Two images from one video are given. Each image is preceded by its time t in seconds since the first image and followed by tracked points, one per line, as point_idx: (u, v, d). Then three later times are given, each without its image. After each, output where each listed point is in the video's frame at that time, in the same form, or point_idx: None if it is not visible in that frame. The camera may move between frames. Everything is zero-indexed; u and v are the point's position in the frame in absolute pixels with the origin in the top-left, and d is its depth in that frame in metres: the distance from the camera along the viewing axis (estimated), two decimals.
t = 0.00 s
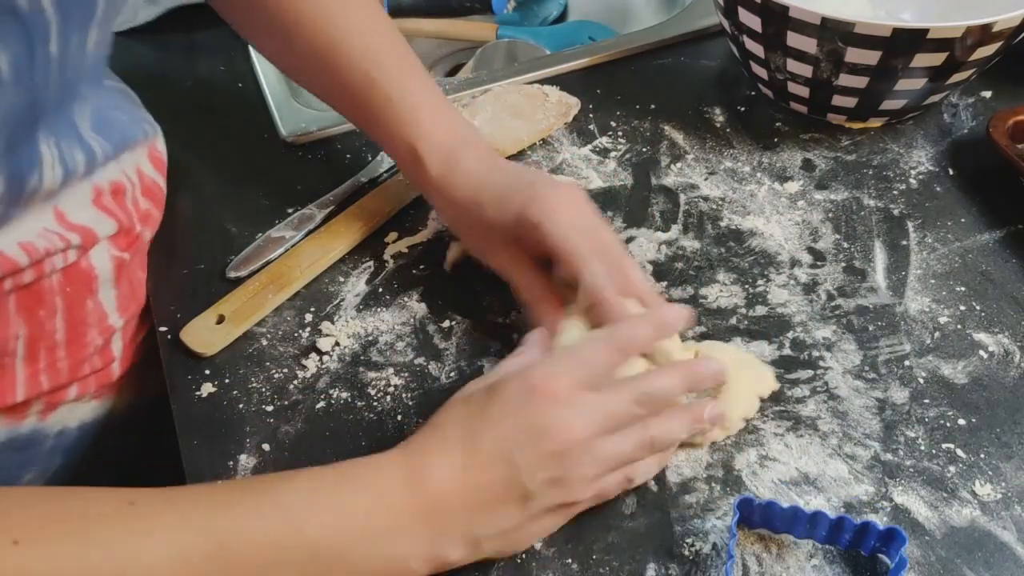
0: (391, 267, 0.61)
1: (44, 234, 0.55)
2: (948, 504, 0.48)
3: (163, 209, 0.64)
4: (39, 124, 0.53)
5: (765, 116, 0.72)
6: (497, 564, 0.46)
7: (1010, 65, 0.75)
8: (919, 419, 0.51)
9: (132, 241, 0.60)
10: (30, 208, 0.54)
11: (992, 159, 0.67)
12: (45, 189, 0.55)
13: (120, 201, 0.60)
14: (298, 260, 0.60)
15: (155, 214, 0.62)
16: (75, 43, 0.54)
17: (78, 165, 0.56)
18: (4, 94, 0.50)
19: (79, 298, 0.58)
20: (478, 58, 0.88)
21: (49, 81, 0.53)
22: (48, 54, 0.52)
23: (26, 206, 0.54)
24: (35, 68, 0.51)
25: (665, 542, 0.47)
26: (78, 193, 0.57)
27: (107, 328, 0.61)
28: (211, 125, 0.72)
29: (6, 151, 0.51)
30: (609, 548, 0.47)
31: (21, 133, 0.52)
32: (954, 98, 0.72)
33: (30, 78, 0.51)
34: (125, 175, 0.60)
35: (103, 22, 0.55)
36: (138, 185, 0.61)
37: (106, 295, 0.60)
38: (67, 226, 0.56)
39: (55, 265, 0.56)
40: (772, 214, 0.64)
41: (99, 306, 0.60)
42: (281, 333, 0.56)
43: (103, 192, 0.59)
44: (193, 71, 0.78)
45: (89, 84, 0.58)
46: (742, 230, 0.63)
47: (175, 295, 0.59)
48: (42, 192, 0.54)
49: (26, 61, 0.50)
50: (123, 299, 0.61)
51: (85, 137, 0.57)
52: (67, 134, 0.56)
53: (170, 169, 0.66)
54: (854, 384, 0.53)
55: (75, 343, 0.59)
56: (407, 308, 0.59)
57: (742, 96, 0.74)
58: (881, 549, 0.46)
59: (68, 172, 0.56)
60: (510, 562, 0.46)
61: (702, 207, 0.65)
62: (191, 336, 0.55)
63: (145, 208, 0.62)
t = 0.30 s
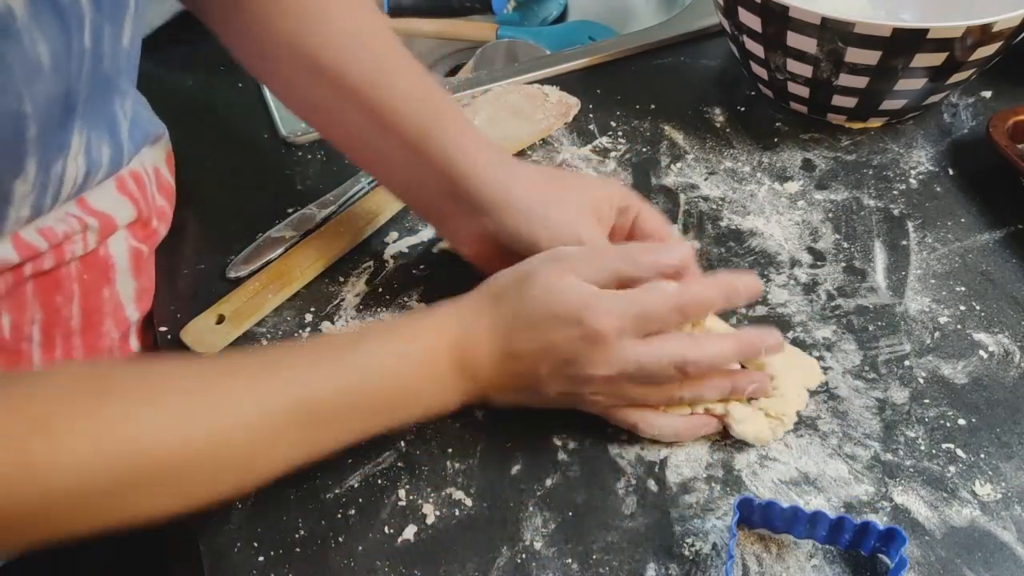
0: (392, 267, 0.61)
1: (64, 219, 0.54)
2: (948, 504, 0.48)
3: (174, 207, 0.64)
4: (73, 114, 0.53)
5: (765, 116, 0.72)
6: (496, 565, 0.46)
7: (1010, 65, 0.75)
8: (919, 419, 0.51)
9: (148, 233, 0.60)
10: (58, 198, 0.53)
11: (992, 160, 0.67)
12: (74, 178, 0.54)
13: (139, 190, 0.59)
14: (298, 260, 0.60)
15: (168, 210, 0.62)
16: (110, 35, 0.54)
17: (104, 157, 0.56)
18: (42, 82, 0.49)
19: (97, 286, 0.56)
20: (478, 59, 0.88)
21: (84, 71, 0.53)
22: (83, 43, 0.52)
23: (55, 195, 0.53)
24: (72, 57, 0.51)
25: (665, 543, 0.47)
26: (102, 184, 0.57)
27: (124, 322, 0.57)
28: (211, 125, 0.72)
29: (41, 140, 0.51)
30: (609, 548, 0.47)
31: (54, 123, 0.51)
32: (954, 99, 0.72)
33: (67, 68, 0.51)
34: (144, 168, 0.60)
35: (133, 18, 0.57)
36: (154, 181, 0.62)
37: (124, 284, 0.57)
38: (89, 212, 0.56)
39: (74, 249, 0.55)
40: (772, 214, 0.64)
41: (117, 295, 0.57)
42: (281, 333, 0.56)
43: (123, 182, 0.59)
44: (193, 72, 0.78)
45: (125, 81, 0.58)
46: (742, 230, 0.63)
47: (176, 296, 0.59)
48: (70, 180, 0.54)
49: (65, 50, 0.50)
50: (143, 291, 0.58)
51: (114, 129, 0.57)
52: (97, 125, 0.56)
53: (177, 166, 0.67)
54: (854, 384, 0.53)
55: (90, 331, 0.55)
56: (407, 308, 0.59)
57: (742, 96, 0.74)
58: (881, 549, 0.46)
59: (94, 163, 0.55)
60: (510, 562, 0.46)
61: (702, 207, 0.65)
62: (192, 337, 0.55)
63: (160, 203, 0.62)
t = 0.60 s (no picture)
0: (392, 267, 0.61)
1: (71, 217, 0.55)
2: (948, 504, 0.48)
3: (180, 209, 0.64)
4: (80, 106, 0.54)
5: (766, 116, 0.72)
6: (496, 564, 0.46)
7: (1010, 65, 0.75)
8: (919, 419, 0.51)
9: (155, 234, 0.60)
10: (61, 191, 0.54)
11: (993, 160, 0.67)
12: (74, 168, 0.55)
13: (145, 191, 0.60)
14: (298, 260, 0.60)
15: (174, 212, 0.63)
16: (113, 28, 0.56)
17: (101, 147, 0.57)
18: (56, 74, 0.50)
19: (103, 286, 0.56)
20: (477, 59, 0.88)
21: (90, 63, 0.54)
22: (91, 35, 0.53)
23: (59, 187, 0.54)
24: (81, 48, 0.52)
25: (665, 543, 0.47)
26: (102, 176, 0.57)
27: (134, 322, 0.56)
28: (211, 125, 0.72)
29: (53, 131, 0.51)
30: (609, 548, 0.47)
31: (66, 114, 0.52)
32: (955, 98, 0.72)
33: (77, 60, 0.52)
34: (150, 168, 0.61)
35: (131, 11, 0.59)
36: (160, 182, 0.62)
37: (131, 285, 0.57)
38: (95, 211, 0.56)
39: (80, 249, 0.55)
40: (772, 213, 0.64)
41: (124, 296, 0.56)
42: (281, 333, 0.56)
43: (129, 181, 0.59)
44: (193, 71, 0.78)
45: (122, 73, 0.59)
46: (742, 230, 0.63)
47: (176, 296, 0.59)
48: (70, 170, 0.54)
49: (75, 41, 0.51)
50: (148, 293, 0.58)
51: (112, 121, 0.58)
52: (96, 116, 0.57)
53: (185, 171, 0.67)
54: (854, 383, 0.53)
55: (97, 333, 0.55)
56: (407, 308, 0.58)
57: (742, 95, 0.74)
58: (881, 549, 0.46)
59: (93, 151, 0.56)
60: (510, 562, 0.46)
61: (702, 207, 0.65)
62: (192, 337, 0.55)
63: (167, 205, 0.62)
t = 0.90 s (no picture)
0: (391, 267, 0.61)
1: (76, 225, 0.54)
2: (948, 504, 0.48)
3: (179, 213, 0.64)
4: (98, 115, 0.53)
5: (766, 116, 0.72)
6: (497, 564, 0.46)
7: (1011, 65, 0.75)
8: (919, 419, 0.51)
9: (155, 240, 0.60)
10: (75, 198, 0.54)
11: (993, 160, 0.67)
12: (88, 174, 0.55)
13: (148, 200, 0.60)
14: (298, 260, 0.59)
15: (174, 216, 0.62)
16: (134, 39, 0.54)
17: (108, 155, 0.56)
18: (81, 88, 0.49)
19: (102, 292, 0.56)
20: (478, 59, 0.87)
21: (110, 73, 0.53)
22: (114, 46, 0.52)
23: (73, 194, 0.54)
24: (103, 59, 0.51)
25: (666, 543, 0.47)
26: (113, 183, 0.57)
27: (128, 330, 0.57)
28: (211, 124, 0.72)
29: (72, 141, 0.51)
30: (609, 548, 0.47)
31: (85, 122, 0.52)
32: (954, 98, 0.72)
33: (100, 72, 0.51)
34: (152, 174, 0.61)
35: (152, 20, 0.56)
36: (161, 186, 0.62)
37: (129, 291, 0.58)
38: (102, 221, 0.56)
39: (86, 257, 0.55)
40: (772, 214, 0.64)
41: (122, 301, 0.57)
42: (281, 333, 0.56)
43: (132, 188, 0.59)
44: (193, 70, 0.78)
45: (135, 80, 0.58)
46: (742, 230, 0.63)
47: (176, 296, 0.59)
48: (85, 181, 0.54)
49: (97, 52, 0.50)
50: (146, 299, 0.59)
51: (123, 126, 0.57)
52: (110, 125, 0.56)
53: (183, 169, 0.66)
54: (854, 383, 0.53)
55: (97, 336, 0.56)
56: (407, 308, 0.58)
57: (742, 96, 0.74)
58: (881, 549, 0.46)
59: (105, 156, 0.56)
60: (510, 562, 0.46)
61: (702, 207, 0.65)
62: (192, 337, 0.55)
63: (168, 209, 0.62)
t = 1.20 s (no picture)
0: (391, 267, 0.61)
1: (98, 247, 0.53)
2: (948, 504, 0.48)
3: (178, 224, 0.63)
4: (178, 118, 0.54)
5: (765, 116, 0.72)
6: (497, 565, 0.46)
7: (1010, 65, 0.75)
8: (919, 419, 0.51)
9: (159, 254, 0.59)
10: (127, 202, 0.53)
11: (993, 160, 0.67)
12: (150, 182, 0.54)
13: (154, 215, 0.59)
14: (298, 260, 0.59)
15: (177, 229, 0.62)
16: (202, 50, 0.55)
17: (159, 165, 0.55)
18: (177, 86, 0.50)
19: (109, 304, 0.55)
20: (477, 59, 0.87)
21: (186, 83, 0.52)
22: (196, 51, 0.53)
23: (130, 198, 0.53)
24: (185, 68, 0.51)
25: (666, 543, 0.47)
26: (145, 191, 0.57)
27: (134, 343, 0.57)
28: (211, 124, 0.72)
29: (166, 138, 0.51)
30: (609, 548, 0.47)
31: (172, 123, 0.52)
32: (954, 98, 0.72)
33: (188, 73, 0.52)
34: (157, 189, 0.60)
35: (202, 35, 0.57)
36: (163, 199, 0.61)
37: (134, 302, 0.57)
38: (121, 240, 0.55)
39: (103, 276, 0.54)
40: (772, 214, 0.64)
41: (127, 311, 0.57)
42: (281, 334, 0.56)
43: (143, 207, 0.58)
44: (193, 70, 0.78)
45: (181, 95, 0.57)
46: (742, 230, 0.63)
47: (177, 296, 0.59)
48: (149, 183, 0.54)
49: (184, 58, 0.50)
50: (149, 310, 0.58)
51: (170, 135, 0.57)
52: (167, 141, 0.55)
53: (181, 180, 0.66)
54: (854, 384, 0.53)
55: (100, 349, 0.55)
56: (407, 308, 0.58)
57: (742, 96, 0.74)
58: (882, 549, 0.46)
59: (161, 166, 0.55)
60: (510, 562, 0.46)
61: (702, 207, 0.65)
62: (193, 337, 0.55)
63: (172, 224, 0.61)
